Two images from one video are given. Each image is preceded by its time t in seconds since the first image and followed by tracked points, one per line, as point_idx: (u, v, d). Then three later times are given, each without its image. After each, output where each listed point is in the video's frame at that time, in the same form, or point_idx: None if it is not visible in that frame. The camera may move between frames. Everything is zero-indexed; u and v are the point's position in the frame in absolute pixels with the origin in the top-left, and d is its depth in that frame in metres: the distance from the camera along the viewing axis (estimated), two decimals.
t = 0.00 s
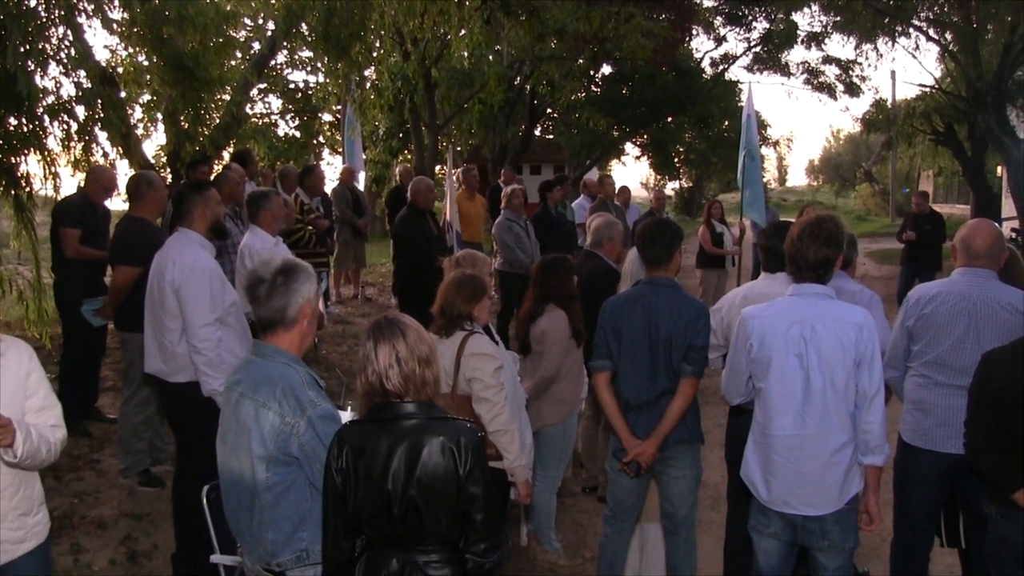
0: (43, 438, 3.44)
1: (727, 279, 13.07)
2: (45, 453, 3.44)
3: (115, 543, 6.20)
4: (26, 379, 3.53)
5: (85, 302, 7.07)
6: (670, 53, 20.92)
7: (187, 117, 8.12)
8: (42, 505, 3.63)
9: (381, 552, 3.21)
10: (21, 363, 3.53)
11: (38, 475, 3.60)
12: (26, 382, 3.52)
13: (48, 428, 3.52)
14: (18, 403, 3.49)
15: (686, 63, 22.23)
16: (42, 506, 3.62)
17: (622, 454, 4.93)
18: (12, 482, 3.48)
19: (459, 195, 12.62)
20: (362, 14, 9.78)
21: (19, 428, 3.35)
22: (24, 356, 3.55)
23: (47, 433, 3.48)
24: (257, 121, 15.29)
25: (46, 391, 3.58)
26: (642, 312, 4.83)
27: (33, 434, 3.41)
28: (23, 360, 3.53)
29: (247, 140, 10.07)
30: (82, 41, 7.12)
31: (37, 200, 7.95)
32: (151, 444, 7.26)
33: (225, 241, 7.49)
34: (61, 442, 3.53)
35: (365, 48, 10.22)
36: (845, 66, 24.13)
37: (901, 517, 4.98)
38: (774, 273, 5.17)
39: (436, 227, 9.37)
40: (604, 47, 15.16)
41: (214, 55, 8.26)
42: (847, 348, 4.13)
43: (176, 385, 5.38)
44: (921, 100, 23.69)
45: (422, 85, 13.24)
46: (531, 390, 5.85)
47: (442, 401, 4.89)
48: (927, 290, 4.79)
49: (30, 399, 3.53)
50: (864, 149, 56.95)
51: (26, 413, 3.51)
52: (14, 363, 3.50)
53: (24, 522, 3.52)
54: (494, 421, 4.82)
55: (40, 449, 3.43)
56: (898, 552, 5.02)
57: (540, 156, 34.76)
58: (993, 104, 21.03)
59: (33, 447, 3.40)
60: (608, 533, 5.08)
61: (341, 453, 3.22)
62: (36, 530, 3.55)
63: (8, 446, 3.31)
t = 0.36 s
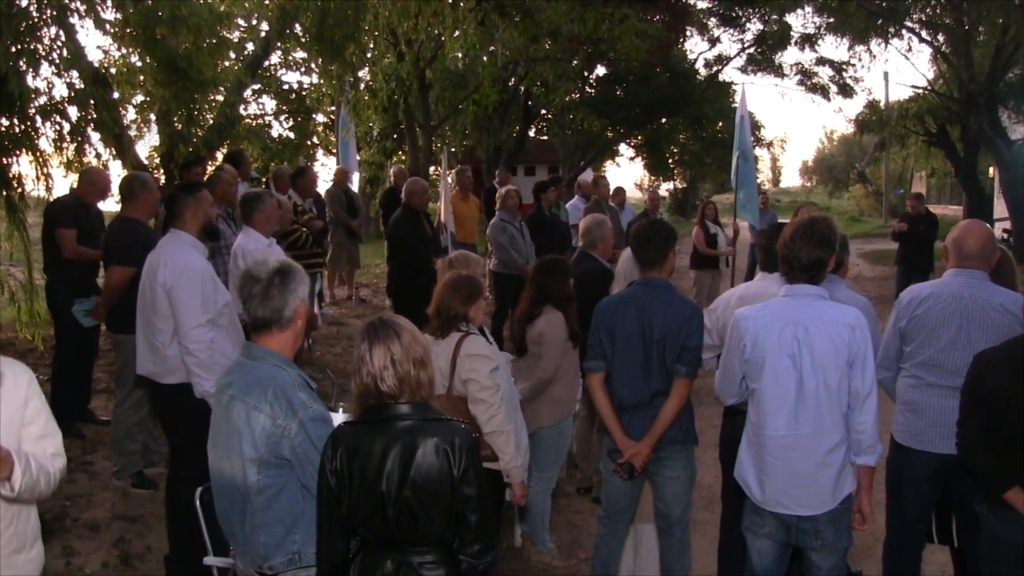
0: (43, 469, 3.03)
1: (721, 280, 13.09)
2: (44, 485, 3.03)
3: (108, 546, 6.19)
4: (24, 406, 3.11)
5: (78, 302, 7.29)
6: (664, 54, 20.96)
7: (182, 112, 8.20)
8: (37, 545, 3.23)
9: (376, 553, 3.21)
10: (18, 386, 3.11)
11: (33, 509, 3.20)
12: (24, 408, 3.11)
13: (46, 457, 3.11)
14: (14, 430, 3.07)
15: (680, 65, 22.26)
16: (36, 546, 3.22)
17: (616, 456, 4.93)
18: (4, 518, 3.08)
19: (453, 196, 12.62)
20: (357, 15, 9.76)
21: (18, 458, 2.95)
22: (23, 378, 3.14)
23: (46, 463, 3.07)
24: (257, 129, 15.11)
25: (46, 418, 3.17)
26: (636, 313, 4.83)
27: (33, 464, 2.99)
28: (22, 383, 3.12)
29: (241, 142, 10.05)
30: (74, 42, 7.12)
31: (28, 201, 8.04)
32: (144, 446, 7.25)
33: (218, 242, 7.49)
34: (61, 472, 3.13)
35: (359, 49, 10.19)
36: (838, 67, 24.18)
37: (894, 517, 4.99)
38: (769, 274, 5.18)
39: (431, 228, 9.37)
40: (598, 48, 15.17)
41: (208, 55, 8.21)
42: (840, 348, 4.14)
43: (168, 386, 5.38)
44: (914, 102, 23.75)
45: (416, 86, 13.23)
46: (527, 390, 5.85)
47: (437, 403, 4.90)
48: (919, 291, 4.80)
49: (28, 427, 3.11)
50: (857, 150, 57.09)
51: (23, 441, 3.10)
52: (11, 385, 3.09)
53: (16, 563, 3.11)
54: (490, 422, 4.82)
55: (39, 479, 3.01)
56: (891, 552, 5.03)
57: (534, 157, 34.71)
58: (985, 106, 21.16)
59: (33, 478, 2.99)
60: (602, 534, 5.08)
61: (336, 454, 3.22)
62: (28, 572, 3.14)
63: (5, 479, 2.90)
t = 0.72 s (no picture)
0: (57, 509, 2.88)
1: (710, 280, 13.11)
2: (58, 527, 2.87)
3: (96, 548, 6.17)
4: (42, 442, 2.96)
5: (64, 304, 7.46)
6: (653, 55, 21.02)
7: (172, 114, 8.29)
8: None
9: (367, 554, 3.20)
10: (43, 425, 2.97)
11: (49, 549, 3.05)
12: (40, 446, 2.96)
13: (63, 498, 2.94)
14: (29, 468, 2.92)
15: (669, 66, 22.32)
16: None
17: (605, 456, 4.94)
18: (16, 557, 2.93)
19: (443, 197, 12.63)
20: (346, 16, 9.75)
21: (28, 495, 2.80)
22: (45, 415, 2.99)
23: (63, 503, 2.91)
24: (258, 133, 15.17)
25: (67, 457, 3.01)
26: (624, 313, 4.83)
27: (45, 503, 2.84)
28: (44, 417, 2.98)
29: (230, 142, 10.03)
30: (61, 43, 7.10)
31: (16, 202, 8.01)
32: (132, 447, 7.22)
33: (208, 242, 7.48)
34: (79, 515, 2.97)
35: (348, 49, 10.18)
36: (827, 68, 24.25)
37: (882, 517, 5.00)
38: (758, 275, 5.20)
39: (420, 229, 9.36)
40: (587, 49, 15.20)
41: (196, 56, 8.20)
42: (829, 348, 4.15)
43: (156, 388, 5.37)
44: (903, 103, 23.85)
45: (406, 87, 13.24)
46: (520, 391, 5.85)
47: (427, 404, 4.89)
48: (906, 291, 4.82)
49: (45, 466, 2.96)
50: (847, 150, 57.23)
51: (38, 480, 2.95)
52: (33, 420, 2.95)
53: None
54: (480, 423, 4.81)
55: (53, 521, 2.86)
56: (879, 551, 5.05)
57: (524, 158, 34.70)
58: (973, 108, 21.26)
59: (45, 519, 2.84)
60: (592, 534, 5.08)
61: (325, 456, 3.21)
62: None
63: (13, 517, 2.76)
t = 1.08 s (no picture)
0: (71, 542, 2.56)
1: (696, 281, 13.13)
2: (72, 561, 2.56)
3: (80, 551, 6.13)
4: (45, 465, 2.62)
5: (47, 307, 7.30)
6: (639, 56, 21.11)
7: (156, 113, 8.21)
8: None
9: (352, 555, 3.19)
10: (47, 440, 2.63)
11: None
12: (44, 467, 2.62)
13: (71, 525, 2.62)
14: (35, 494, 2.59)
15: (654, 66, 22.38)
16: None
17: (591, 457, 4.94)
18: None
19: (429, 198, 12.62)
20: (331, 16, 9.72)
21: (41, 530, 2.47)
22: (44, 433, 2.65)
23: (74, 533, 2.59)
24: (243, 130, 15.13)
25: (69, 480, 2.68)
26: (608, 314, 4.84)
27: (59, 536, 2.52)
28: (44, 438, 2.63)
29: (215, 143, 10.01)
30: (43, 42, 7.09)
31: None
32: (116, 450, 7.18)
33: (192, 243, 7.43)
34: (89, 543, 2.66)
35: (334, 50, 10.14)
36: (812, 69, 24.36)
37: (866, 516, 5.01)
38: (744, 276, 5.21)
39: (405, 230, 9.34)
40: (573, 49, 15.22)
41: (181, 56, 8.19)
42: (814, 348, 4.16)
43: (140, 391, 5.34)
44: (887, 104, 23.97)
45: (391, 87, 13.22)
46: (508, 393, 5.84)
47: (414, 405, 4.88)
48: (890, 291, 4.84)
49: (49, 491, 2.63)
50: (832, 151, 57.52)
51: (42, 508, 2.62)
52: (33, 442, 2.60)
53: None
54: (467, 425, 4.80)
55: (67, 555, 2.54)
56: (863, 549, 5.07)
57: (510, 159, 34.69)
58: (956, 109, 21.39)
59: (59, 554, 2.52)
60: (577, 535, 5.08)
61: (310, 458, 3.20)
62: None
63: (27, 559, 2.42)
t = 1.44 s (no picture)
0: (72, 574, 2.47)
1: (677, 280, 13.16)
2: None
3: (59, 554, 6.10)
4: (30, 493, 2.47)
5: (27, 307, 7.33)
6: (621, 56, 21.15)
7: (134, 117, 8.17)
8: None
9: (333, 557, 3.18)
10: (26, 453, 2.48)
11: None
12: (30, 493, 2.46)
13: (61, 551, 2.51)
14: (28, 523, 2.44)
15: (637, 66, 22.45)
16: None
17: (570, 456, 4.95)
18: None
19: (411, 198, 12.60)
20: (313, 15, 9.68)
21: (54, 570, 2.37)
22: (16, 449, 2.47)
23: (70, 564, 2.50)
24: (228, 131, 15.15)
25: (48, 504, 2.53)
26: (587, 315, 4.84)
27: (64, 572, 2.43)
28: (23, 466, 2.46)
29: (196, 143, 9.97)
30: (21, 41, 7.01)
31: None
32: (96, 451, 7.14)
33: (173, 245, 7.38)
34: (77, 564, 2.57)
35: (315, 50, 10.11)
36: (793, 70, 24.48)
37: (847, 514, 5.03)
38: (725, 276, 5.23)
39: (387, 230, 9.32)
40: (555, 49, 15.23)
41: (162, 55, 8.12)
42: (795, 348, 4.18)
43: (120, 392, 5.30)
44: (868, 104, 24.14)
45: (374, 87, 13.21)
46: (490, 392, 5.84)
47: (396, 407, 4.87)
48: (871, 291, 4.87)
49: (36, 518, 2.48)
50: (813, 150, 57.83)
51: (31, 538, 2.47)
52: (16, 467, 2.43)
53: None
54: (451, 426, 4.80)
55: None
56: (843, 547, 5.09)
57: (492, 159, 34.71)
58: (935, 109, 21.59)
59: None
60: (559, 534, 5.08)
61: (291, 460, 3.19)
62: None
63: None
